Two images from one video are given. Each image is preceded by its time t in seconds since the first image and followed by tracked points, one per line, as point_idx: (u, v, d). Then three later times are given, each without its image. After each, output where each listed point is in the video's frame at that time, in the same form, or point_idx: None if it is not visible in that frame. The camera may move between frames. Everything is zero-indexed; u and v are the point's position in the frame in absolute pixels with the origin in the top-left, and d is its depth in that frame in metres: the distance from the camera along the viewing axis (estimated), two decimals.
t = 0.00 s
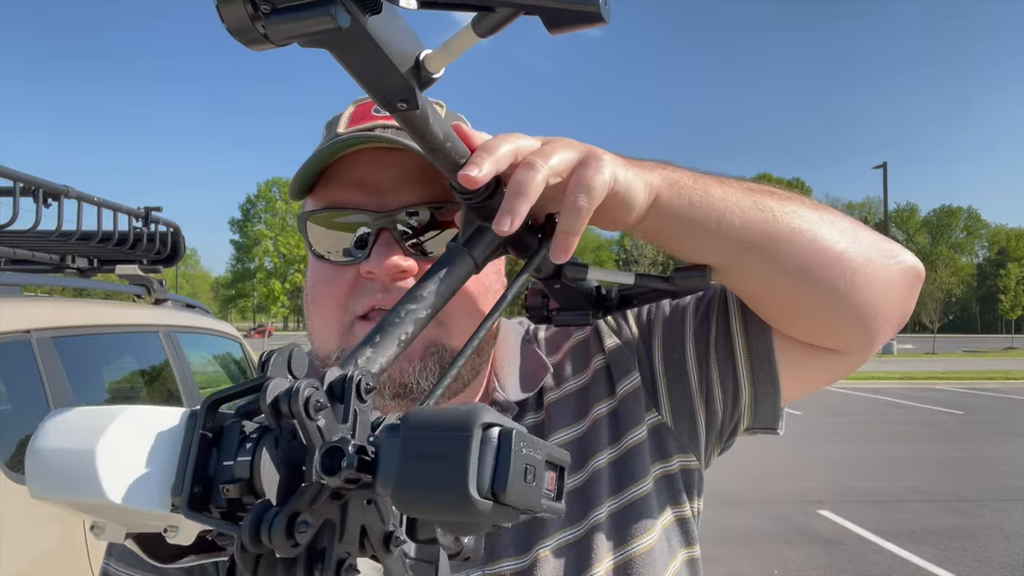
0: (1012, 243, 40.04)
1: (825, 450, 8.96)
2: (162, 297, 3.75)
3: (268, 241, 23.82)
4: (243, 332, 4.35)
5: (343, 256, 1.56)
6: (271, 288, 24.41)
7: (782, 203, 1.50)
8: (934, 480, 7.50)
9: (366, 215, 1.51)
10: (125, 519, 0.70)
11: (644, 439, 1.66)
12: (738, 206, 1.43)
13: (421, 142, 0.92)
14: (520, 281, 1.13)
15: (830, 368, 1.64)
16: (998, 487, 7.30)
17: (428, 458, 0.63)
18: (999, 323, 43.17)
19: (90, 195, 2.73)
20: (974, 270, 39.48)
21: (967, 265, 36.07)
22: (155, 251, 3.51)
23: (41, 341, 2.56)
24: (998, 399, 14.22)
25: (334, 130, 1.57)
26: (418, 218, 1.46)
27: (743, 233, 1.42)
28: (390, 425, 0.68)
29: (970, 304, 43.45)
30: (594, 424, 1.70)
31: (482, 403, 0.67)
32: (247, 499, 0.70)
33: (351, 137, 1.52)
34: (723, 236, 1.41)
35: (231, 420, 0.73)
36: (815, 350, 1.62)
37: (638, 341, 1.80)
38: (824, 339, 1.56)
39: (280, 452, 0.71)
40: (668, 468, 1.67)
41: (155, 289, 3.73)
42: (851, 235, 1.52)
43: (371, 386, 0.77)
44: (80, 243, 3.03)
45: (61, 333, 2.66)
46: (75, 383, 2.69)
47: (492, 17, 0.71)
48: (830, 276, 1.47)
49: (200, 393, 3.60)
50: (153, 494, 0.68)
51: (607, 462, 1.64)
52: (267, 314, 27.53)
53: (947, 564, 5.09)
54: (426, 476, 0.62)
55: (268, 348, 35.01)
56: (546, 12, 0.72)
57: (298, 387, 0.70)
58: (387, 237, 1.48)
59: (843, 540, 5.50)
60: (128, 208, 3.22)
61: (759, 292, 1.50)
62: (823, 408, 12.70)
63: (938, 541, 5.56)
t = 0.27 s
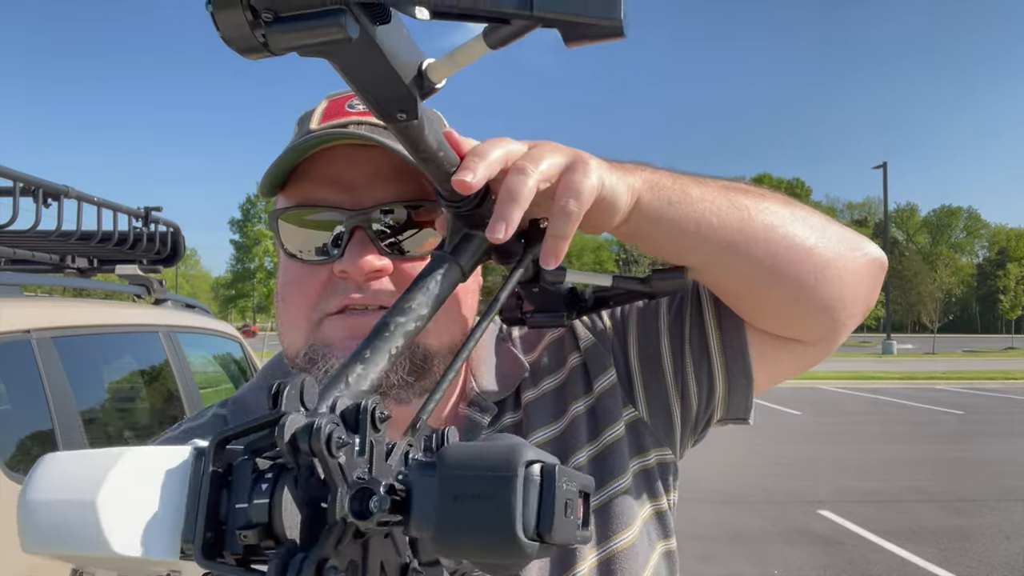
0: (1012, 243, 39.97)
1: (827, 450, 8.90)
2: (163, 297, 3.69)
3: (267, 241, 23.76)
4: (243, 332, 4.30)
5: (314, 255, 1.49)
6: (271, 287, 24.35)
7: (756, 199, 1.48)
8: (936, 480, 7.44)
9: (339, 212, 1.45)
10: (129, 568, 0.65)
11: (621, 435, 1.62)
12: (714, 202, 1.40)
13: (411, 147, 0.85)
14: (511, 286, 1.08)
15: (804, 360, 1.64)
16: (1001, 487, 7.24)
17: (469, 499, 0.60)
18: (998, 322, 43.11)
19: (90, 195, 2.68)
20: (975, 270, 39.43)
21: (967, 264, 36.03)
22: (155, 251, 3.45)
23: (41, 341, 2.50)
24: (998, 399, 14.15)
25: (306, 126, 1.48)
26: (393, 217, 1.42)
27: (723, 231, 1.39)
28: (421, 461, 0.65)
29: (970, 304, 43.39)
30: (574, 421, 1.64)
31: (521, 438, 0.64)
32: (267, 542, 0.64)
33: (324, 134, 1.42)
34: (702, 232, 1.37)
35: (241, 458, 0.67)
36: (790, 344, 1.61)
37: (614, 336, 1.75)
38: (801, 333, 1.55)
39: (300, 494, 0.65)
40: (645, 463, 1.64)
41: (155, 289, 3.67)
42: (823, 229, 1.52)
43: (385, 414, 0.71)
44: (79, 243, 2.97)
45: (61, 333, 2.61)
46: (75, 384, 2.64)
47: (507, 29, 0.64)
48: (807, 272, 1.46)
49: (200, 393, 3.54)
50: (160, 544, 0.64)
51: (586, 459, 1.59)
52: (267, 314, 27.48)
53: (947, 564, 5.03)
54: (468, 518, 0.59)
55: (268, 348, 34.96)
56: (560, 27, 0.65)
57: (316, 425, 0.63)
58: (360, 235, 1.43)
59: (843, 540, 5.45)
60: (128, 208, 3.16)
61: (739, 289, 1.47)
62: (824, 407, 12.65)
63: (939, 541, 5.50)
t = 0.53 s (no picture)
0: (1012, 243, 39.97)
1: (827, 450, 8.90)
2: (163, 297, 3.70)
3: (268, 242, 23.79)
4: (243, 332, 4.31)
5: (297, 251, 1.48)
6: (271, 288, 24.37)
7: (733, 198, 1.52)
8: (936, 480, 7.44)
9: (323, 209, 1.44)
10: (158, 535, 0.61)
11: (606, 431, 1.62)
12: (693, 200, 1.44)
13: (418, 133, 0.85)
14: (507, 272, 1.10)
15: (781, 355, 1.67)
16: (1001, 488, 7.25)
17: (517, 444, 0.60)
18: (999, 323, 43.11)
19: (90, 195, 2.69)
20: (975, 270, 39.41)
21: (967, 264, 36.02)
22: (155, 251, 3.46)
23: (41, 341, 2.51)
24: (998, 399, 14.16)
25: (290, 123, 1.47)
26: (376, 215, 1.43)
27: (700, 227, 1.44)
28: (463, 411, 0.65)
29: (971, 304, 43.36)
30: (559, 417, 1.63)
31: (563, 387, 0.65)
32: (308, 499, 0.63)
33: (310, 132, 1.41)
34: (680, 228, 1.42)
35: (276, 417, 0.64)
36: (769, 339, 1.64)
37: (597, 333, 1.76)
38: (779, 327, 1.59)
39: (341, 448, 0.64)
40: (629, 457, 1.63)
41: (155, 289, 3.68)
42: (800, 229, 1.56)
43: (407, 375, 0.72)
44: (79, 243, 2.98)
45: (61, 333, 2.61)
46: (75, 383, 2.64)
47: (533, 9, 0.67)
48: (783, 267, 1.50)
49: (200, 393, 3.55)
50: (197, 502, 0.60)
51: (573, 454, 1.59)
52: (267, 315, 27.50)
53: (948, 564, 5.03)
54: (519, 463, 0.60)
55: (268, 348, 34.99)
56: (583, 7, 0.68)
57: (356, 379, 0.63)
58: (343, 233, 1.43)
59: (843, 541, 5.45)
60: (128, 208, 3.17)
61: (717, 284, 1.51)
62: (824, 408, 12.65)
63: (939, 541, 5.51)
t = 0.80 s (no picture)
0: (1013, 243, 39.97)
1: (826, 450, 8.92)
2: (163, 297, 3.72)
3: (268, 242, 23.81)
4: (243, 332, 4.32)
5: (287, 251, 1.49)
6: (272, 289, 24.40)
7: (712, 197, 1.55)
8: (935, 480, 7.45)
9: (313, 209, 1.46)
10: (188, 511, 0.62)
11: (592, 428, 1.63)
12: (672, 199, 1.47)
13: (419, 129, 0.86)
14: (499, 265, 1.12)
15: (763, 351, 1.70)
16: (1001, 487, 7.26)
17: (553, 407, 0.64)
18: (999, 323, 43.11)
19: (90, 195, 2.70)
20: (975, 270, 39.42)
21: (967, 264, 36.02)
22: (155, 250, 3.47)
23: (41, 341, 2.52)
24: (999, 399, 14.16)
25: (282, 124, 1.49)
26: (366, 215, 1.44)
27: (680, 226, 1.46)
28: (492, 386, 0.70)
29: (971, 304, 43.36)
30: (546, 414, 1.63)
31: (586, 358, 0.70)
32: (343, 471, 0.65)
33: (300, 132, 1.42)
34: (660, 227, 1.44)
35: (302, 395, 0.67)
36: (751, 334, 1.67)
37: (583, 329, 1.76)
38: (760, 323, 1.61)
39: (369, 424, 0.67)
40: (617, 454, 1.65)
41: (155, 289, 3.69)
42: (778, 226, 1.59)
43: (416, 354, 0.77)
44: (80, 243, 2.99)
45: (61, 333, 2.63)
46: (75, 383, 2.66)
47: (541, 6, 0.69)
48: (763, 264, 1.52)
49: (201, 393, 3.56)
50: (230, 479, 0.61)
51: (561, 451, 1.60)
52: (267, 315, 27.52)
53: (947, 564, 5.04)
54: (555, 427, 0.64)
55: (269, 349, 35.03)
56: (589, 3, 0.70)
57: (383, 356, 0.67)
58: (333, 233, 1.45)
59: (842, 540, 5.47)
60: (128, 208, 3.18)
61: (701, 282, 1.53)
62: (823, 408, 12.66)
63: (938, 541, 5.52)
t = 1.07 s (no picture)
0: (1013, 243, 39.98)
1: (826, 450, 8.92)
2: (163, 297, 3.72)
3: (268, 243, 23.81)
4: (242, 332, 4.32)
5: (286, 250, 1.50)
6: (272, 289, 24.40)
7: (703, 201, 1.56)
8: (935, 480, 7.45)
9: (312, 209, 1.46)
10: (183, 508, 0.62)
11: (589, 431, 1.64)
12: (664, 203, 1.47)
13: (412, 129, 0.86)
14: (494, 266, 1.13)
15: (757, 353, 1.71)
16: (1001, 487, 7.26)
17: (545, 401, 0.65)
18: (999, 323, 43.12)
19: (90, 195, 2.71)
20: (975, 269, 39.44)
21: (967, 264, 36.03)
22: (155, 251, 3.48)
23: (41, 341, 2.53)
24: (999, 399, 14.17)
25: (282, 124, 1.49)
26: (363, 217, 1.44)
27: (672, 230, 1.47)
28: (484, 380, 0.70)
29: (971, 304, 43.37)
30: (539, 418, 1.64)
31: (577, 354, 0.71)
32: (340, 464, 0.66)
33: (300, 132, 1.43)
34: (653, 231, 1.44)
35: (296, 392, 0.68)
36: (745, 336, 1.67)
37: (578, 331, 1.76)
38: (754, 325, 1.62)
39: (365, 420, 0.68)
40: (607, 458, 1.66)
41: (155, 289, 3.70)
42: (770, 229, 1.59)
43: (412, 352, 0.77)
44: (80, 243, 3.00)
45: (61, 333, 2.63)
46: (75, 384, 2.66)
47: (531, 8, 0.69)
48: (756, 266, 1.53)
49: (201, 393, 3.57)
50: (227, 472, 0.62)
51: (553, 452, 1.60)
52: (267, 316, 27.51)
53: (947, 564, 5.05)
54: (548, 421, 0.65)
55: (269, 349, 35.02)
56: (581, 7, 0.70)
57: (376, 353, 0.68)
58: (332, 233, 1.45)
59: (842, 540, 5.47)
60: (128, 208, 3.19)
61: (694, 284, 1.54)
62: (823, 408, 12.66)
63: (938, 541, 5.52)
